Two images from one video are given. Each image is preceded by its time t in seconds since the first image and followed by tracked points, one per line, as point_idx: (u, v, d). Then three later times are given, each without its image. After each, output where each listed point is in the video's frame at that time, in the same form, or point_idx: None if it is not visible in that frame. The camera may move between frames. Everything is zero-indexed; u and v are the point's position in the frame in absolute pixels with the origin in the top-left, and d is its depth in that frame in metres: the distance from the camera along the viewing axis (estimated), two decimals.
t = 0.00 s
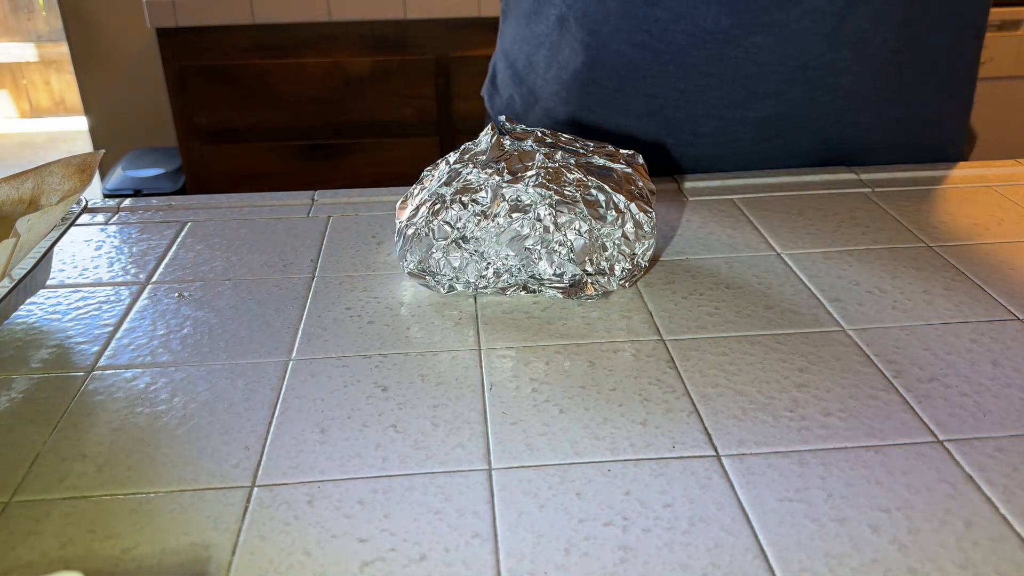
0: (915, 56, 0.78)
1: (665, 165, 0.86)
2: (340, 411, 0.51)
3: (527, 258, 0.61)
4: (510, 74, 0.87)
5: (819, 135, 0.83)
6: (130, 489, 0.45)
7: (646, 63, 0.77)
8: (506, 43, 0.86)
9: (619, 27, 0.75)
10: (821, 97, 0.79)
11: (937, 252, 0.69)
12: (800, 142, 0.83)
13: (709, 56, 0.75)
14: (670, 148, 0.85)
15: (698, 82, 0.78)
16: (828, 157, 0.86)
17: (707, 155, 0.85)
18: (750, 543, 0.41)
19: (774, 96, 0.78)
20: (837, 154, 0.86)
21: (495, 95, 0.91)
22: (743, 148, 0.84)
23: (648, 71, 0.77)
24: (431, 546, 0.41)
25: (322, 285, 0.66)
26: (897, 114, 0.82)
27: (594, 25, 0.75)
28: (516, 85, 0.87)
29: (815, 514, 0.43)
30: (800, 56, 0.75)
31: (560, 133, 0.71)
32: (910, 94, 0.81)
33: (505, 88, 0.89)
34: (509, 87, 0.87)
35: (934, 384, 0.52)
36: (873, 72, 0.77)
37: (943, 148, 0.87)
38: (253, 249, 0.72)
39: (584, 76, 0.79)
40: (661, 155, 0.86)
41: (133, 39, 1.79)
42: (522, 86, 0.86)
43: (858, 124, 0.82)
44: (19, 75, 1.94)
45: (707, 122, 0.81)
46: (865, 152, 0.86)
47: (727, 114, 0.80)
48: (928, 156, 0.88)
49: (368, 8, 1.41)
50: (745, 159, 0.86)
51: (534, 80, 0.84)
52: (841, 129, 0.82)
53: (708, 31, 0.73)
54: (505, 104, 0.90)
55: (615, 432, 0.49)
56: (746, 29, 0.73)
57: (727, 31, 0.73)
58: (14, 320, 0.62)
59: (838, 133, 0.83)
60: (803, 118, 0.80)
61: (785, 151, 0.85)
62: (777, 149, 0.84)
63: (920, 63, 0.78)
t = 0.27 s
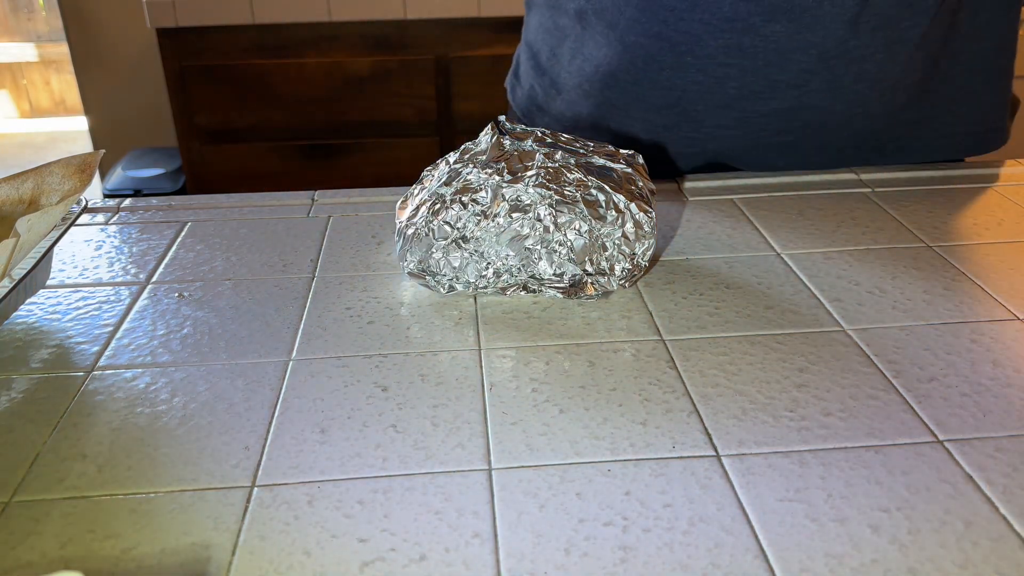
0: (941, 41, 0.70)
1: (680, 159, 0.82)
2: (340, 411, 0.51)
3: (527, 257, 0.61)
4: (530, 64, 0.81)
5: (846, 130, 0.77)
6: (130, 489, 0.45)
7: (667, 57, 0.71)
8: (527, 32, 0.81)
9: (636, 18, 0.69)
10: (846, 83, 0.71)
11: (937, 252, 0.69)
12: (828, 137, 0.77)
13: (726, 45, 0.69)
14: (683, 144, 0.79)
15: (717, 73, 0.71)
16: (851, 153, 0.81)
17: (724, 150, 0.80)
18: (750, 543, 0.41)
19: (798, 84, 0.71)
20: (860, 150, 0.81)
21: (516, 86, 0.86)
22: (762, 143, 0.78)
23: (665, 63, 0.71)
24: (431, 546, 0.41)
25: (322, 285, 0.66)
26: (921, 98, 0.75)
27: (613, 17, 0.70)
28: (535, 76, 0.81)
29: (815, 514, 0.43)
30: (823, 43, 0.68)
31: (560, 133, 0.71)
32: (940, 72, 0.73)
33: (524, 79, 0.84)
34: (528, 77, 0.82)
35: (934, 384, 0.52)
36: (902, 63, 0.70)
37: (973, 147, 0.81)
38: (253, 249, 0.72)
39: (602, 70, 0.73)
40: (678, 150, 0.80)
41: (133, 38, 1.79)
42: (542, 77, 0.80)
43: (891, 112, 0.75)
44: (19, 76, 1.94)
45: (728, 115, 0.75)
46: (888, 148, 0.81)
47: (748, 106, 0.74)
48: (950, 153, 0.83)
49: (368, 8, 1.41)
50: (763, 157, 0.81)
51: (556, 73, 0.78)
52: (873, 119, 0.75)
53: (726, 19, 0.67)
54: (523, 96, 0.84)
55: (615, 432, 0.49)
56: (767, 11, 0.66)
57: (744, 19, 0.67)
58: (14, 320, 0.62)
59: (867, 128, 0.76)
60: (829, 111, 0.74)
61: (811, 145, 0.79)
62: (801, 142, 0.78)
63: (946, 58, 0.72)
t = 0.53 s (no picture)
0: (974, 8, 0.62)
1: (698, 153, 0.78)
2: (340, 411, 0.51)
3: (526, 258, 0.61)
4: (540, 61, 0.80)
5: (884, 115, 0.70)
6: (130, 489, 0.45)
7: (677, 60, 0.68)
8: (538, 29, 0.80)
9: (645, 18, 0.66)
10: (866, 64, 0.65)
11: (937, 252, 0.69)
12: (865, 128, 0.71)
13: (737, 40, 0.65)
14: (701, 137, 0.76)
15: (732, 70, 0.67)
16: (878, 157, 0.76)
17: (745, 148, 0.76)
18: (750, 543, 0.41)
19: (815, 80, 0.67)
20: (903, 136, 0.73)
21: (527, 83, 0.85)
22: (787, 138, 0.73)
23: (678, 63, 0.68)
24: (431, 546, 0.41)
25: (322, 285, 0.66)
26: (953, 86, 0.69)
27: (622, 18, 0.68)
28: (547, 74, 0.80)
29: (815, 514, 0.43)
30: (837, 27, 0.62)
31: (560, 133, 0.71)
32: (969, 53, 0.66)
33: (535, 76, 0.82)
34: (539, 75, 0.80)
35: (934, 384, 0.52)
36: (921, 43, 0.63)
37: (1001, 141, 0.76)
38: (253, 249, 0.72)
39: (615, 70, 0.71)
40: (698, 142, 0.77)
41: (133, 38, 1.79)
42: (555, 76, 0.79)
43: (924, 92, 0.68)
44: (19, 75, 1.94)
45: (749, 109, 0.71)
46: (917, 146, 0.75)
47: (767, 99, 0.70)
48: (979, 149, 0.77)
49: (368, 7, 1.41)
50: (789, 156, 0.76)
51: (568, 71, 0.76)
52: (908, 102, 0.69)
53: (736, 14, 0.63)
54: (534, 94, 0.83)
55: (615, 432, 0.49)
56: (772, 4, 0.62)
57: (755, 12, 0.62)
58: (14, 320, 0.62)
59: (904, 115, 0.70)
60: (861, 96, 0.68)
61: (845, 139, 0.73)
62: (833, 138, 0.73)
63: (971, 50, 0.66)
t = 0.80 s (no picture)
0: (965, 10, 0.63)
1: (693, 159, 0.78)
2: (340, 411, 0.51)
3: (526, 258, 0.61)
4: (535, 66, 0.80)
5: (881, 119, 0.70)
6: (130, 489, 0.45)
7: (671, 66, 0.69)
8: (533, 35, 0.81)
9: (639, 24, 0.67)
10: (860, 67, 0.65)
11: (938, 252, 0.69)
12: (861, 132, 0.71)
13: (732, 46, 0.66)
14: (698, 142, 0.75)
15: (726, 75, 0.68)
16: (876, 159, 0.76)
17: (744, 152, 0.75)
18: (749, 543, 0.41)
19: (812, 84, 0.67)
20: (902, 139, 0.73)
21: (522, 89, 0.85)
22: (783, 143, 0.73)
23: (673, 68, 0.69)
24: (431, 546, 0.41)
25: (322, 285, 0.66)
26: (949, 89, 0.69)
27: (616, 25, 0.69)
28: (543, 80, 0.80)
29: (815, 514, 0.43)
30: (831, 29, 0.63)
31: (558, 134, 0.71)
32: (964, 57, 0.67)
33: (529, 82, 0.83)
34: (535, 81, 0.81)
35: (934, 384, 0.52)
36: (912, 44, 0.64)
37: (999, 144, 0.76)
38: (253, 249, 0.72)
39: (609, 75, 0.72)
40: (694, 149, 0.77)
41: (133, 38, 1.79)
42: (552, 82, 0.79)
43: (920, 95, 0.68)
44: (19, 75, 1.93)
45: (745, 114, 0.71)
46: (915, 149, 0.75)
47: (763, 104, 0.70)
48: (976, 153, 0.77)
49: (368, 8, 1.41)
50: (787, 161, 0.76)
51: (566, 77, 0.77)
52: (904, 104, 0.69)
53: (730, 18, 0.64)
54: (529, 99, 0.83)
55: (615, 432, 0.49)
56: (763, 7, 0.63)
57: (749, 16, 0.63)
58: (14, 320, 0.62)
59: (901, 119, 0.71)
60: (856, 100, 0.68)
61: (842, 144, 0.73)
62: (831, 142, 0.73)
63: (968, 52, 0.66)
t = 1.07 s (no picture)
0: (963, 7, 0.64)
1: (694, 160, 0.78)
2: (340, 411, 0.51)
3: (526, 258, 0.61)
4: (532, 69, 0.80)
5: (882, 118, 0.70)
6: (130, 489, 0.45)
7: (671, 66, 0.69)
8: (529, 38, 0.81)
9: (639, 25, 0.68)
10: (861, 66, 0.66)
11: (938, 252, 0.69)
12: (861, 132, 0.72)
13: (733, 45, 0.66)
14: (698, 143, 0.76)
15: (727, 74, 0.68)
16: (875, 160, 0.76)
17: (744, 152, 0.75)
18: (750, 543, 0.41)
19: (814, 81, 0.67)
20: (901, 138, 0.74)
21: (518, 92, 0.85)
22: (784, 143, 0.73)
23: (674, 68, 0.69)
24: (431, 546, 0.41)
25: (322, 285, 0.66)
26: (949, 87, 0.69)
27: (616, 26, 0.69)
28: (540, 82, 0.80)
29: (816, 514, 0.43)
30: (832, 28, 0.64)
31: (559, 133, 0.71)
32: (963, 56, 0.67)
33: (525, 84, 0.83)
34: (531, 83, 0.81)
35: (934, 384, 0.52)
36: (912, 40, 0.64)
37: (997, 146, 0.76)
38: (253, 249, 0.72)
39: (609, 76, 0.72)
40: (694, 150, 0.77)
41: (133, 38, 1.79)
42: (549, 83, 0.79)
43: (920, 94, 0.69)
44: (19, 75, 1.94)
45: (747, 114, 0.71)
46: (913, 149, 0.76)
47: (765, 103, 0.70)
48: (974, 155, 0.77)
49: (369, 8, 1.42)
50: (786, 162, 0.76)
51: (563, 80, 0.77)
52: (904, 104, 0.69)
53: (732, 17, 0.64)
54: (525, 101, 0.83)
55: (615, 432, 0.49)
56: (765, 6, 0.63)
57: (750, 15, 0.64)
58: (14, 320, 0.62)
59: (901, 119, 0.71)
60: (857, 98, 0.68)
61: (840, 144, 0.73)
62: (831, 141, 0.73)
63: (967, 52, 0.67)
